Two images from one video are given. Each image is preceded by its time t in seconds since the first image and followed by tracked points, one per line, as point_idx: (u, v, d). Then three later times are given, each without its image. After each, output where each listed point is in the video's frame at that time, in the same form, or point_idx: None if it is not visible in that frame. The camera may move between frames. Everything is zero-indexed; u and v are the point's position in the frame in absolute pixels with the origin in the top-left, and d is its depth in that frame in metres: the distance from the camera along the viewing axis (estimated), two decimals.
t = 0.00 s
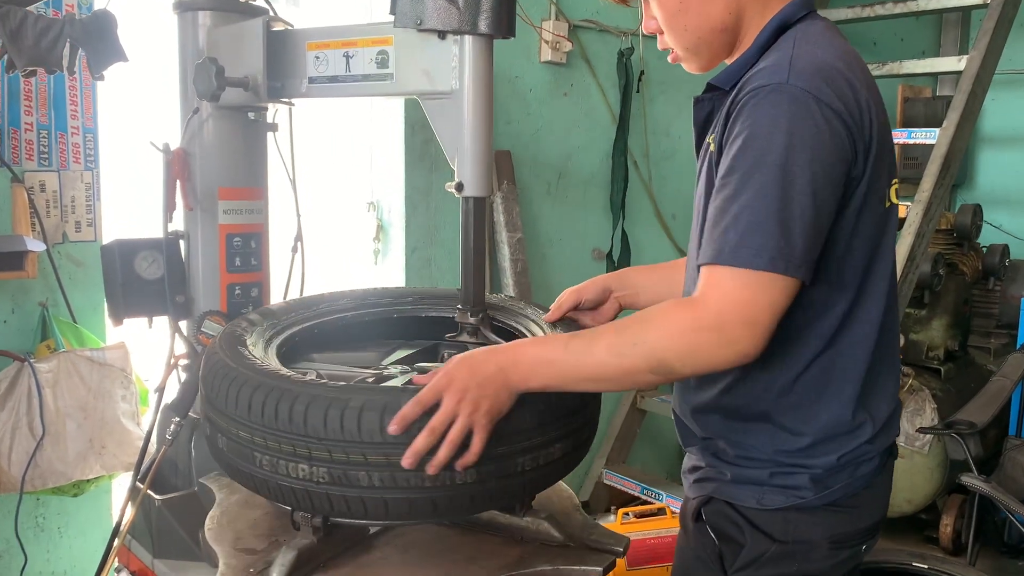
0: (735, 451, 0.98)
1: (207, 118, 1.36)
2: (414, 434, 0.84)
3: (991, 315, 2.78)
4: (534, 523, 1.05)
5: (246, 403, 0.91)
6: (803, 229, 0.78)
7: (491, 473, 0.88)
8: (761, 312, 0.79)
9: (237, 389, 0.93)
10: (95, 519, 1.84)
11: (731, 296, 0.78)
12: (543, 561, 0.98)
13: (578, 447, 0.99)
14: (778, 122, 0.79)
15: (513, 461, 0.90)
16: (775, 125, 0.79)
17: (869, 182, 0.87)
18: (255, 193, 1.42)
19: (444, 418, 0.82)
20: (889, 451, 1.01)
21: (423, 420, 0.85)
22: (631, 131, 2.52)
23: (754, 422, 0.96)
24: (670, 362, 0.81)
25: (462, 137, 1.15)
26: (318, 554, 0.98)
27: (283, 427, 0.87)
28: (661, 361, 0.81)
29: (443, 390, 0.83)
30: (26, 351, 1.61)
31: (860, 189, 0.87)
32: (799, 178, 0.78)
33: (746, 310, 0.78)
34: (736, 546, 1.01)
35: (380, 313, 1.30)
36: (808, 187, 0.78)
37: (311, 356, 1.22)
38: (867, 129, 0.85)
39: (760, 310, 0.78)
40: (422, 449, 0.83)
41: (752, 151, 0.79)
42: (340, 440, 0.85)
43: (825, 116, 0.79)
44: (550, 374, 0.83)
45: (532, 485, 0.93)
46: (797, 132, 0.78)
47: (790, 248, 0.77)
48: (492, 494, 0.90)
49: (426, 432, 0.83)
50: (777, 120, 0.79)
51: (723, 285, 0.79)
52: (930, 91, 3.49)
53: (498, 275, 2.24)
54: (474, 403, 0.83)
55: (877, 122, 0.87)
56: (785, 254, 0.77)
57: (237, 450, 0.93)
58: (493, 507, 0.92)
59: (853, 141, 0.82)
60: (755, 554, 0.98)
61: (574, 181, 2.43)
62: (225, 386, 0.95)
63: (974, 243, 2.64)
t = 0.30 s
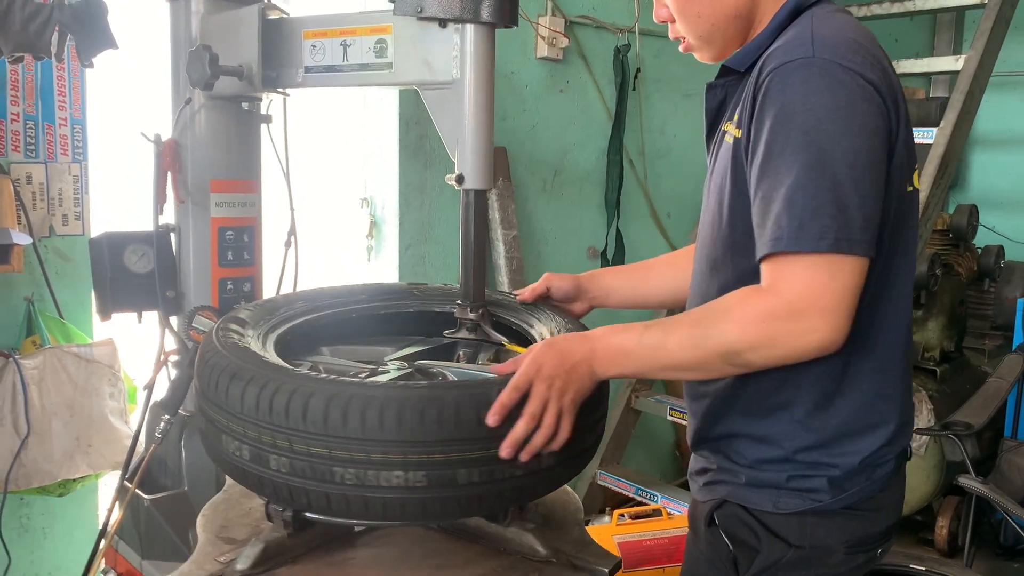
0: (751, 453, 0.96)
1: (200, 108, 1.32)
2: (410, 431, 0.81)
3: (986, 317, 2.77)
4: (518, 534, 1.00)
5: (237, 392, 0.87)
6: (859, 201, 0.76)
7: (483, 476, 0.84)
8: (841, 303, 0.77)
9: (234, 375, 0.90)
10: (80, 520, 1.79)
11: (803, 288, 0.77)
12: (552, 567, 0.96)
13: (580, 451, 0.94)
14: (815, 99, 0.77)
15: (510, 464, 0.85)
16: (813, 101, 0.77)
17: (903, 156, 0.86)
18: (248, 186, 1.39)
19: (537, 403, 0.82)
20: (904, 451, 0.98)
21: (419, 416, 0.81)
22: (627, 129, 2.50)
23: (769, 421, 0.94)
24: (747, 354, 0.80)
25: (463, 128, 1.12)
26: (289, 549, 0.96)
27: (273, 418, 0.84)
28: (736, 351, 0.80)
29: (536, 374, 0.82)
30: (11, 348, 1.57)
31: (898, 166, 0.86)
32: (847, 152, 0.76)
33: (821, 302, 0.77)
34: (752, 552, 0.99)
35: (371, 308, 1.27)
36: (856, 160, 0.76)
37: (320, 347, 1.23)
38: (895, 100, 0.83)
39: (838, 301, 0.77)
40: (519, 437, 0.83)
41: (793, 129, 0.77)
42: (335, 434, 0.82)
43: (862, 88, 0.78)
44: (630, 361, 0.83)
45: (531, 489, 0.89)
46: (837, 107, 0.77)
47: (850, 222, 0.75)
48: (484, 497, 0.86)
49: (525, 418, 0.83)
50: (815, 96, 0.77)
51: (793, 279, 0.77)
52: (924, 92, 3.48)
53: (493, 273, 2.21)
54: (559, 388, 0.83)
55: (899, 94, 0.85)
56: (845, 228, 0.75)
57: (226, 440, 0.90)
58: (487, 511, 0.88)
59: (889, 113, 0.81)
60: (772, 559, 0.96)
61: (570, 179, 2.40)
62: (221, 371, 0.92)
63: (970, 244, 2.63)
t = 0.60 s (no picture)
0: (748, 459, 0.94)
1: (183, 106, 1.29)
2: (407, 441, 0.81)
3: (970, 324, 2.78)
4: (483, 552, 0.94)
5: (228, 399, 0.86)
6: (863, 194, 0.75)
7: (478, 488, 0.84)
8: (855, 301, 0.75)
9: (226, 382, 0.87)
10: (55, 529, 1.75)
11: (808, 288, 0.75)
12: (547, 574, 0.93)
13: (575, 461, 0.94)
14: (817, 91, 0.75)
15: (513, 473, 0.86)
16: (816, 92, 0.75)
17: (901, 148, 0.85)
18: (231, 186, 1.36)
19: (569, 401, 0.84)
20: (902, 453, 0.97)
21: (416, 425, 0.81)
22: (614, 134, 2.49)
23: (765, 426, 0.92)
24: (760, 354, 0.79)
25: (453, 127, 1.10)
26: (235, 557, 0.93)
27: (263, 427, 0.83)
28: (746, 354, 0.79)
29: (573, 377, 0.83)
30: None
31: (897, 156, 0.85)
32: (851, 144, 0.74)
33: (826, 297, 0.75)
34: (749, 561, 0.97)
35: (353, 310, 1.24)
36: (859, 152, 0.74)
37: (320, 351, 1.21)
38: (895, 92, 0.82)
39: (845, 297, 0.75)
40: (561, 435, 0.85)
41: (796, 120, 0.75)
42: (332, 445, 0.81)
43: (864, 80, 0.76)
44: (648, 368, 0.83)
45: (528, 499, 0.89)
46: (840, 98, 0.75)
47: (856, 216, 0.74)
48: (479, 509, 0.85)
49: (566, 417, 0.85)
50: (818, 87, 0.75)
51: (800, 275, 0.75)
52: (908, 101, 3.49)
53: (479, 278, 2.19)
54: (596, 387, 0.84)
55: (898, 84, 0.84)
56: (850, 221, 0.74)
57: (212, 446, 0.88)
58: (479, 522, 0.87)
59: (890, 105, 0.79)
60: (769, 567, 0.94)
61: (556, 184, 2.38)
62: (215, 377, 0.89)
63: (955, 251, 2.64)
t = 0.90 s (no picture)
0: (722, 463, 0.93)
1: (161, 106, 1.27)
2: (342, 436, 0.79)
3: (948, 334, 2.79)
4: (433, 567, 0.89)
5: (178, 402, 0.86)
6: (843, 197, 0.73)
7: (423, 483, 0.82)
8: (835, 305, 0.73)
9: (179, 380, 0.88)
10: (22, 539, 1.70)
11: (797, 292, 0.73)
12: None
13: (537, 457, 0.92)
14: (788, 98, 0.74)
15: (471, 466, 0.84)
16: (787, 100, 0.74)
17: (875, 148, 0.84)
18: (209, 188, 1.33)
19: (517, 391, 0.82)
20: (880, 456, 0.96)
21: (353, 419, 0.79)
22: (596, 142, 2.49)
23: (739, 429, 0.91)
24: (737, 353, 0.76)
25: (437, 128, 1.09)
26: (194, 554, 0.92)
27: (212, 428, 0.83)
28: (722, 348, 0.76)
29: (520, 367, 0.81)
30: None
31: (873, 155, 0.84)
32: (828, 148, 0.73)
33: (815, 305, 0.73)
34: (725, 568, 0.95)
35: (331, 321, 1.22)
36: (836, 156, 0.73)
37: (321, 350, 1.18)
38: (866, 94, 0.81)
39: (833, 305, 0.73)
40: (511, 428, 0.83)
41: (768, 128, 0.74)
42: (270, 440, 0.80)
43: (835, 86, 0.75)
44: (616, 353, 0.79)
45: (483, 494, 0.87)
46: (813, 104, 0.74)
47: (839, 220, 0.73)
48: (428, 506, 0.83)
49: (515, 409, 0.82)
50: (789, 94, 0.74)
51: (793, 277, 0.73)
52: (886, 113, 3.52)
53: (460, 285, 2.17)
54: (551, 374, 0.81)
55: (870, 87, 0.83)
56: (833, 225, 0.72)
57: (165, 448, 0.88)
58: (438, 520, 0.85)
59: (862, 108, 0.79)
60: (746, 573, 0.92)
61: (538, 192, 2.37)
62: (166, 378, 0.90)
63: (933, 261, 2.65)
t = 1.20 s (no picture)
0: (696, 468, 0.90)
1: (149, 109, 1.26)
2: (287, 424, 0.81)
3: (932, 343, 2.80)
4: None
5: (149, 401, 0.90)
6: (789, 185, 0.69)
7: (374, 472, 0.83)
8: (776, 289, 0.68)
9: (151, 378, 0.93)
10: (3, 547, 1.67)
11: (740, 270, 0.68)
12: None
13: (504, 451, 0.91)
14: (734, 86, 0.71)
15: (427, 455, 0.84)
16: (733, 87, 0.71)
17: (832, 146, 0.81)
18: (199, 192, 1.32)
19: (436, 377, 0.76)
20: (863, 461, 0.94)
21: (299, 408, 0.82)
22: (584, 150, 2.49)
23: (714, 434, 0.88)
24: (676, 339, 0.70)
25: (429, 132, 1.09)
26: (172, 547, 0.94)
27: (177, 423, 0.86)
28: (660, 335, 0.70)
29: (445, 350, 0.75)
30: None
31: (829, 153, 0.81)
32: (773, 135, 0.69)
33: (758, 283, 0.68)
34: None
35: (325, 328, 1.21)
36: (782, 144, 0.69)
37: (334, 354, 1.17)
38: (822, 91, 0.78)
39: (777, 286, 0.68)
40: (434, 412, 0.77)
41: (712, 116, 0.71)
42: (223, 432, 0.83)
43: (785, 75, 0.72)
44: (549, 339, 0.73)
45: (444, 485, 0.86)
46: (760, 92, 0.71)
47: (782, 208, 0.68)
48: (384, 495, 0.84)
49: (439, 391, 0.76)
50: (736, 83, 0.71)
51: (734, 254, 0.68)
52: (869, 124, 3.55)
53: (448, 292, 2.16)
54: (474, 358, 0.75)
55: (828, 85, 0.80)
56: (775, 212, 0.68)
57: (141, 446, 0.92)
58: (400, 510, 0.86)
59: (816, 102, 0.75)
60: None
61: (525, 199, 2.37)
62: (141, 379, 0.95)
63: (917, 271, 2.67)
